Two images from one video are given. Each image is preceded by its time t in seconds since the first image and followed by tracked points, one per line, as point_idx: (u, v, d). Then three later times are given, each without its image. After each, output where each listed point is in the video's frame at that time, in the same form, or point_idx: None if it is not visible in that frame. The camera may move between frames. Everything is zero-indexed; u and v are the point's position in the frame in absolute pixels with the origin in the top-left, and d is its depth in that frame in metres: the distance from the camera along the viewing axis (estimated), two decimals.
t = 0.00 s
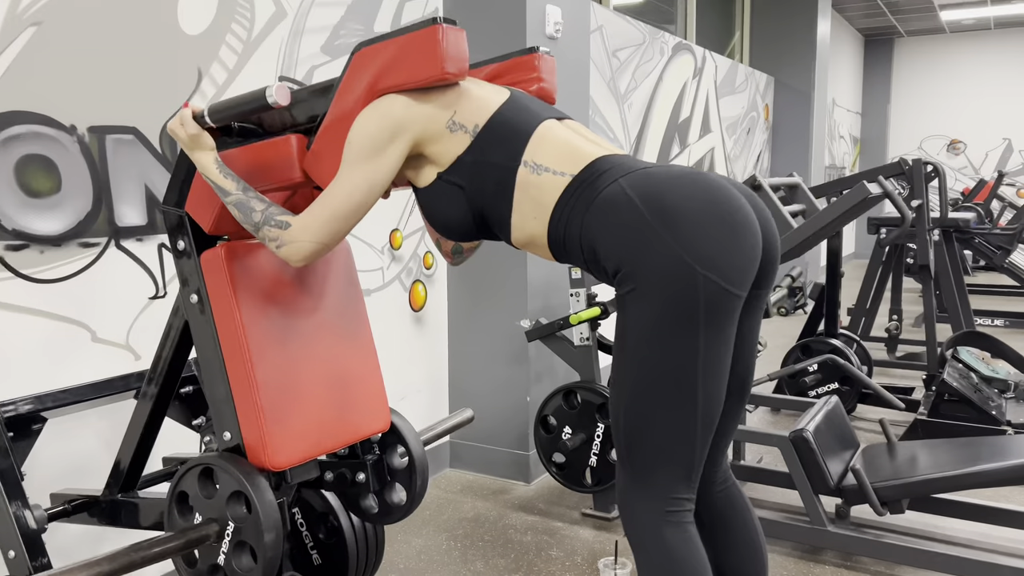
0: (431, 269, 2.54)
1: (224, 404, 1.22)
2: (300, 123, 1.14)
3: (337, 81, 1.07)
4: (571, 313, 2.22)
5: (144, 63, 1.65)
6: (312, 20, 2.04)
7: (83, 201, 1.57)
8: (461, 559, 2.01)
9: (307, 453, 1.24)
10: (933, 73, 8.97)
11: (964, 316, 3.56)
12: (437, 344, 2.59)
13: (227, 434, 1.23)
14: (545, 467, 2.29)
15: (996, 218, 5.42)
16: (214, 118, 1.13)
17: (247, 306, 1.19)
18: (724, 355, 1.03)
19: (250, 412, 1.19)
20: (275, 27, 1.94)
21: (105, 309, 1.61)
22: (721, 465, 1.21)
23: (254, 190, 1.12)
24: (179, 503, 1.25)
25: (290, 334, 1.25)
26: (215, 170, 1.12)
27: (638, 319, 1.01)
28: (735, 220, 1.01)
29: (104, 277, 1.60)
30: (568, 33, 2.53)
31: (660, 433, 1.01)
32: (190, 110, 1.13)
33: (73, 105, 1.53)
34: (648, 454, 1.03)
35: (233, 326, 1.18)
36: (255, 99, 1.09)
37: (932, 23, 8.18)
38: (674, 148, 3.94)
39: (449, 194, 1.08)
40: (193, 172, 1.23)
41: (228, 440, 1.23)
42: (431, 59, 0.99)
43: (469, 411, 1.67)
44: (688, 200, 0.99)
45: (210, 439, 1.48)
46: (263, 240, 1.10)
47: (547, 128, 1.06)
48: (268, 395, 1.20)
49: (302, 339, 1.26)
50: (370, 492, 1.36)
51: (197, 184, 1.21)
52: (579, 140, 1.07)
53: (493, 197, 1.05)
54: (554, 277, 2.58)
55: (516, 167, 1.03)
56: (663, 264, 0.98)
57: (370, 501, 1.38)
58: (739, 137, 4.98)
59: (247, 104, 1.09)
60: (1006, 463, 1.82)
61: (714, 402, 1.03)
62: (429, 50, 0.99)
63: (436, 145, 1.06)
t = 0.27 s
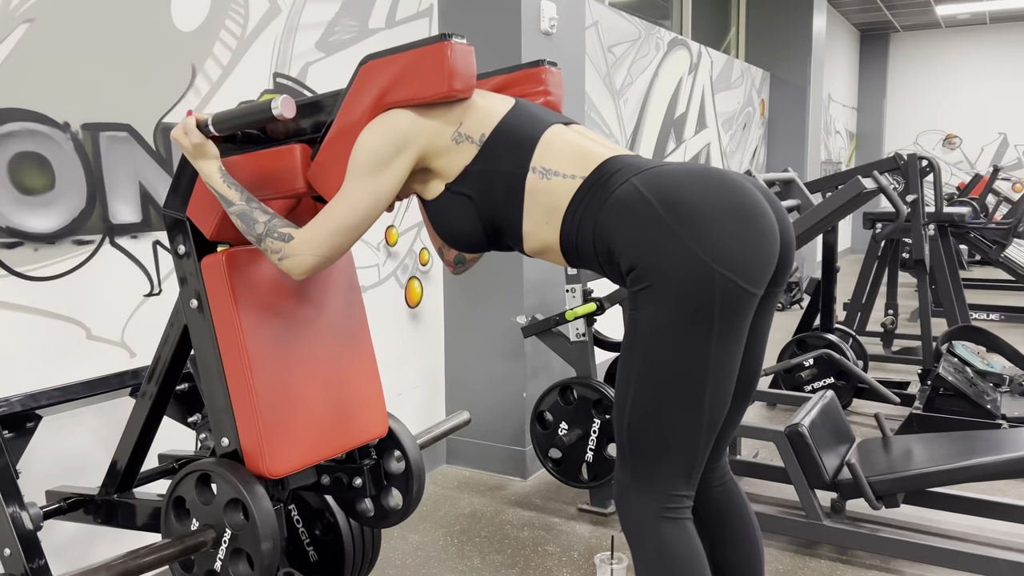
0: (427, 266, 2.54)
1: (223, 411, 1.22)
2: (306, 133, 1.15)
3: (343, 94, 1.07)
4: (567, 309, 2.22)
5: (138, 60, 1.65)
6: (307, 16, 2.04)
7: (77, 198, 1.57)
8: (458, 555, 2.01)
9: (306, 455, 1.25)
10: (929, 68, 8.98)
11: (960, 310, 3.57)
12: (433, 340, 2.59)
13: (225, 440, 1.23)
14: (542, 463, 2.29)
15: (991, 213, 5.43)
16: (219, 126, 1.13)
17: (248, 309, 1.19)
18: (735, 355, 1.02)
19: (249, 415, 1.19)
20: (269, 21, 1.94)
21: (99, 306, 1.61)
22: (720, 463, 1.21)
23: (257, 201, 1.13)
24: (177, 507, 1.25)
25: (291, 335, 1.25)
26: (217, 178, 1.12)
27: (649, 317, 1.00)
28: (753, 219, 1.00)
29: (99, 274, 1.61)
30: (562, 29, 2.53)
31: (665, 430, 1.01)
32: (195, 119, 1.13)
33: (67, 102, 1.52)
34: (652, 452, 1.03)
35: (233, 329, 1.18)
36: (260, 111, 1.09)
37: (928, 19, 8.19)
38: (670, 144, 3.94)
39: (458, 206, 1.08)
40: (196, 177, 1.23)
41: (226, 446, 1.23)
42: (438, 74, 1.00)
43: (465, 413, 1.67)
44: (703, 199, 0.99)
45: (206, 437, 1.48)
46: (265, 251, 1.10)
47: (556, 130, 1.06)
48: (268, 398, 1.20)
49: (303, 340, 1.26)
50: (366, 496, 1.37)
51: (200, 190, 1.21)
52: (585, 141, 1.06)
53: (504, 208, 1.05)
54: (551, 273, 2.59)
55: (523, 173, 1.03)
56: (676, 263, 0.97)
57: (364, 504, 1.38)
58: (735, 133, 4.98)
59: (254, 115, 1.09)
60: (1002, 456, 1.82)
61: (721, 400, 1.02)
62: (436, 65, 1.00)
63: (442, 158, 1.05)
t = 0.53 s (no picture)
0: (424, 262, 2.54)
1: (224, 416, 1.22)
2: (314, 144, 1.15)
3: (352, 108, 1.07)
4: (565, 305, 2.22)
5: (134, 57, 1.65)
6: (303, 12, 2.03)
7: (74, 195, 1.57)
8: (456, 551, 2.01)
9: (308, 456, 1.25)
10: (926, 64, 8.98)
11: (956, 305, 3.58)
12: (431, 336, 2.59)
13: (225, 445, 1.23)
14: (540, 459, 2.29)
15: (988, 208, 5.44)
16: (227, 136, 1.11)
17: (252, 312, 1.19)
18: (750, 355, 1.02)
19: (252, 417, 1.19)
20: (266, 18, 1.94)
21: (97, 303, 1.61)
22: (723, 461, 1.21)
23: (264, 211, 1.11)
24: (175, 512, 1.24)
25: (295, 335, 1.25)
26: (226, 188, 1.11)
27: (661, 316, 1.00)
28: (774, 218, 0.99)
29: (97, 271, 1.61)
30: (560, 25, 2.53)
31: (673, 428, 1.01)
32: (202, 127, 1.10)
33: (63, 99, 1.52)
34: (660, 450, 1.03)
35: (238, 331, 1.18)
36: (270, 122, 1.08)
37: (925, 14, 8.20)
38: (667, 140, 3.94)
39: (472, 218, 1.08)
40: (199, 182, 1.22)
41: (227, 451, 1.23)
42: (449, 91, 1.00)
43: (464, 416, 1.67)
44: (723, 199, 0.98)
45: (204, 434, 1.48)
46: (271, 262, 1.10)
47: (567, 137, 1.06)
48: (272, 400, 1.20)
49: (306, 341, 1.26)
50: (364, 500, 1.36)
51: (206, 197, 1.20)
52: (595, 145, 1.06)
53: (518, 217, 1.05)
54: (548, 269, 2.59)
55: (536, 181, 1.03)
56: (695, 264, 0.96)
57: (363, 507, 1.37)
58: (732, 128, 4.98)
59: (263, 126, 1.09)
60: (998, 451, 1.83)
61: (732, 400, 1.02)
62: (447, 82, 1.00)
63: (454, 172, 1.06)
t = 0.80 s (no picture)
0: (423, 259, 2.53)
1: (226, 423, 1.21)
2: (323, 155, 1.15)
3: (364, 121, 1.08)
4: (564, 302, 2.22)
5: (132, 53, 1.64)
6: (301, 8, 2.03)
7: (71, 192, 1.56)
8: (454, 547, 2.01)
9: (309, 461, 1.25)
10: (925, 60, 8.98)
11: (955, 302, 3.58)
12: (429, 332, 2.59)
13: (226, 452, 1.23)
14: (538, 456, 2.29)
15: (987, 205, 5.44)
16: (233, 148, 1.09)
17: (256, 315, 1.19)
18: (763, 358, 1.01)
19: (254, 420, 1.18)
20: (264, 15, 1.93)
21: (94, 300, 1.61)
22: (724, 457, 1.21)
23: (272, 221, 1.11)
24: (175, 516, 1.24)
25: (298, 338, 1.24)
26: (234, 198, 1.10)
27: (676, 317, 0.99)
28: (794, 219, 0.98)
29: (94, 268, 1.60)
30: (558, 21, 2.52)
31: (681, 428, 1.01)
32: (212, 136, 1.10)
33: (59, 95, 1.51)
34: (667, 450, 1.03)
35: (241, 333, 1.17)
36: (279, 136, 1.06)
37: (924, 11, 8.19)
38: (666, 136, 3.94)
39: (486, 230, 1.07)
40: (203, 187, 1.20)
41: (226, 457, 1.23)
42: (463, 108, 1.00)
43: (464, 420, 1.67)
44: (743, 201, 0.97)
45: (202, 432, 1.48)
46: (276, 273, 1.09)
47: (578, 145, 1.06)
48: (275, 403, 1.20)
49: (309, 344, 1.26)
50: (363, 505, 1.36)
51: (214, 204, 1.19)
52: (610, 150, 1.06)
53: (532, 225, 1.05)
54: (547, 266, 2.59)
55: (546, 189, 1.03)
56: (713, 265, 0.95)
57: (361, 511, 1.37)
58: (731, 125, 4.98)
59: (272, 140, 1.06)
60: (997, 447, 1.83)
61: (741, 402, 1.02)
62: (461, 100, 1.00)
63: (465, 186, 1.06)
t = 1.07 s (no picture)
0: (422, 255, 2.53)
1: (228, 427, 1.21)
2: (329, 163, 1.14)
3: (373, 131, 1.07)
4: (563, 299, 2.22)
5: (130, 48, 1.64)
6: (300, 4, 2.02)
7: (69, 188, 1.56)
8: (454, 544, 2.01)
9: (312, 462, 1.25)
10: (925, 56, 8.96)
11: (954, 299, 3.58)
12: (428, 329, 2.59)
13: (227, 456, 1.22)
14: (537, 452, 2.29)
15: (986, 202, 5.43)
16: (241, 155, 1.08)
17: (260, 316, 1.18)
18: (778, 359, 1.01)
19: (257, 421, 1.18)
20: (263, 11, 1.93)
21: (93, 296, 1.61)
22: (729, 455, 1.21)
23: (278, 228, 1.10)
24: (174, 519, 1.24)
25: (302, 338, 1.24)
26: (241, 205, 1.09)
27: (689, 317, 0.99)
28: (813, 220, 0.98)
29: (93, 264, 1.60)
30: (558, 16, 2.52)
31: (691, 428, 1.01)
32: (218, 143, 1.09)
33: (57, 90, 1.51)
34: (676, 449, 1.02)
35: (245, 334, 1.17)
36: (287, 146, 1.05)
37: (924, 7, 8.18)
38: (666, 132, 3.94)
39: (499, 240, 1.07)
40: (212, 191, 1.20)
41: (227, 461, 1.23)
42: (474, 123, 1.00)
43: (463, 420, 1.67)
44: (761, 202, 0.96)
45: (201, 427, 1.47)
46: (282, 282, 1.09)
47: (588, 152, 1.06)
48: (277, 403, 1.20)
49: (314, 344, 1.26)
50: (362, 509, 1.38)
51: (221, 209, 1.19)
52: (621, 155, 1.06)
53: (546, 234, 1.05)
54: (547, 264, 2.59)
55: (552, 196, 1.04)
56: (730, 267, 0.95)
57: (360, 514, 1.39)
58: (731, 121, 4.98)
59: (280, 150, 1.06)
60: (996, 443, 1.83)
61: (753, 403, 1.02)
62: (473, 114, 1.00)
63: (476, 198, 1.06)
